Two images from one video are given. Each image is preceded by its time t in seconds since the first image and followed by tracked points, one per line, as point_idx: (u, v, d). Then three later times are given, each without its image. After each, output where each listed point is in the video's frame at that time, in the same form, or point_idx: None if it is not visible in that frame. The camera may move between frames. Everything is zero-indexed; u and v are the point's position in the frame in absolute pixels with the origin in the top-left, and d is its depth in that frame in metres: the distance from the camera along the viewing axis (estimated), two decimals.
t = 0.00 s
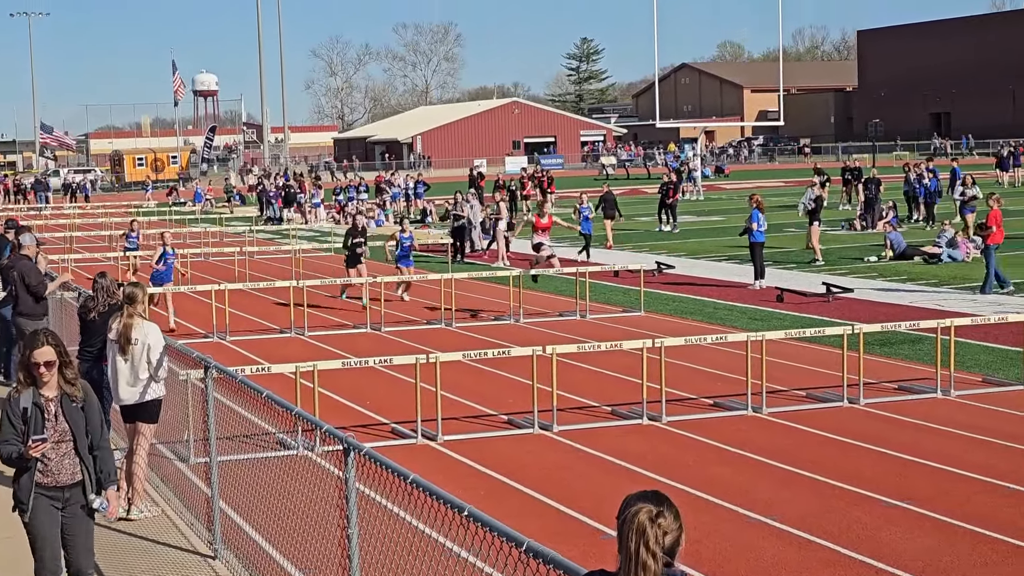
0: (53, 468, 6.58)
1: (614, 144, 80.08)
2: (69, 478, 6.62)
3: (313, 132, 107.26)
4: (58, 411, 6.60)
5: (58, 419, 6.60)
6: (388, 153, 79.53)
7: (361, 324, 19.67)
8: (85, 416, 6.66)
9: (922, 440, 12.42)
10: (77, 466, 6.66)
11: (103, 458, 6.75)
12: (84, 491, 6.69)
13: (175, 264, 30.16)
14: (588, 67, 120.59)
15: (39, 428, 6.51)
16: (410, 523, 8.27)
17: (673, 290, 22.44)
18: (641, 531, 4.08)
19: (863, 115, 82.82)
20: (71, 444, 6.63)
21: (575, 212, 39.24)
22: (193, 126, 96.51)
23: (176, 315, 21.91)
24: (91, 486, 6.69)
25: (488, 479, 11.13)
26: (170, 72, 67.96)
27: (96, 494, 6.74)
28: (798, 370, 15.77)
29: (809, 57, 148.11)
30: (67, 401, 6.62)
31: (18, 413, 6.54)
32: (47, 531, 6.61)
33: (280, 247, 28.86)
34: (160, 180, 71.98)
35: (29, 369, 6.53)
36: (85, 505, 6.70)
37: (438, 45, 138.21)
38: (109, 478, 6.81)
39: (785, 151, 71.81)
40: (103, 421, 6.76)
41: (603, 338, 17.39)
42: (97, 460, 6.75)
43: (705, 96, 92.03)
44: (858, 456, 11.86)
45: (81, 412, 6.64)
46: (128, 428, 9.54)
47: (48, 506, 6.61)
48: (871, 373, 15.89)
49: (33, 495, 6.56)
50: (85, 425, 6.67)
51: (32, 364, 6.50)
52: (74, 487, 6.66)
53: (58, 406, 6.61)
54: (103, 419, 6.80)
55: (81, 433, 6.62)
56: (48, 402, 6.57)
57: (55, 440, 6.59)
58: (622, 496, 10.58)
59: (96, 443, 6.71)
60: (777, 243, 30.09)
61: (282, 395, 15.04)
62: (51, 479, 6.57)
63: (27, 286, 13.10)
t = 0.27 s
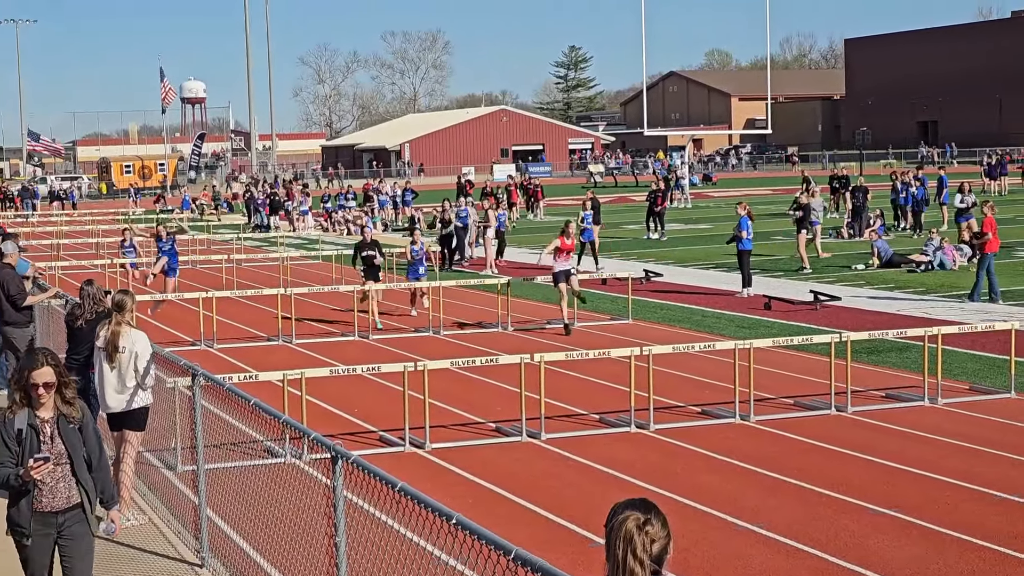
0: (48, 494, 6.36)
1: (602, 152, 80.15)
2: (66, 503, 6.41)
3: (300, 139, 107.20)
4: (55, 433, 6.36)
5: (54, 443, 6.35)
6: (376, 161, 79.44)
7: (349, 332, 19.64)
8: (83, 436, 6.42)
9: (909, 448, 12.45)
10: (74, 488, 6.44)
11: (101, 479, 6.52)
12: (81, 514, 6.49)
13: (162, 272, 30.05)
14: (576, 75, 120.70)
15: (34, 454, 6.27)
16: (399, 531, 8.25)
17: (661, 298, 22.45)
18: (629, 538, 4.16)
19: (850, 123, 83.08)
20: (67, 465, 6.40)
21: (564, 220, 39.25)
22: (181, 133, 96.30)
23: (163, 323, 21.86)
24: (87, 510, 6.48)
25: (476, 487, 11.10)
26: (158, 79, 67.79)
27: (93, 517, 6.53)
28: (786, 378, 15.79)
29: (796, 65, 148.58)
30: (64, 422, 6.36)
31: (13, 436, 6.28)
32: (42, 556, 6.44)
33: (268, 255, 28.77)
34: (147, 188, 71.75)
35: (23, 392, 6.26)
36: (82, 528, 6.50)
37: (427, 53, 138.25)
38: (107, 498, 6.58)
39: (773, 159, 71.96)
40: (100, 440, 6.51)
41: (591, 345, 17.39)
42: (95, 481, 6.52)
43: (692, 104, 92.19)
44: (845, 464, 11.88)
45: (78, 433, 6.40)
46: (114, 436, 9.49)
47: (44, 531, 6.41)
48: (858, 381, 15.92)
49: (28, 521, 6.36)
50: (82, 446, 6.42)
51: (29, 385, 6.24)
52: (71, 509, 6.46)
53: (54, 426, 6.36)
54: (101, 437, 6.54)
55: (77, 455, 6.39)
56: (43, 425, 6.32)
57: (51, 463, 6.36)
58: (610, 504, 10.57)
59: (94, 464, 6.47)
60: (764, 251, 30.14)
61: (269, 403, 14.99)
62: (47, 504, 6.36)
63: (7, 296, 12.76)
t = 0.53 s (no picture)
0: (47, 504, 6.20)
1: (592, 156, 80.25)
2: (65, 514, 6.23)
3: (290, 143, 107.15)
4: (55, 440, 6.20)
5: (55, 450, 6.20)
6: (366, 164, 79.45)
7: (339, 335, 19.66)
8: (85, 446, 6.26)
9: (899, 451, 12.48)
10: (74, 499, 6.27)
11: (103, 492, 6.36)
12: (81, 526, 6.31)
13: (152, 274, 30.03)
14: (566, 79, 120.77)
15: (32, 461, 6.13)
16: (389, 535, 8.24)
17: (651, 301, 22.51)
18: (619, 541, 4.17)
19: (840, 127, 83.28)
20: (67, 475, 6.22)
21: (553, 223, 39.32)
22: (170, 136, 96.19)
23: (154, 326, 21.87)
24: (86, 523, 6.30)
25: (466, 490, 11.11)
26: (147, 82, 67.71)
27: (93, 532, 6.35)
28: (775, 380, 15.83)
29: (787, 69, 148.95)
30: (66, 429, 6.22)
31: (12, 444, 6.16)
32: (40, 570, 6.26)
33: (257, 258, 28.76)
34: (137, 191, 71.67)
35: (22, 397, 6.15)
36: (81, 543, 6.32)
37: (417, 57, 138.36)
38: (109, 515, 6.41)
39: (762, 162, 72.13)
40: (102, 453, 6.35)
41: (580, 348, 17.43)
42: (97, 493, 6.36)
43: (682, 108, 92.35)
44: (835, 467, 11.90)
45: (78, 442, 6.24)
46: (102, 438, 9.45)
47: (40, 542, 6.25)
48: (848, 384, 15.96)
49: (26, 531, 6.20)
50: (83, 455, 6.27)
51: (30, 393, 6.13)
52: (72, 521, 6.29)
53: (55, 434, 6.21)
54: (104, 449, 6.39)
55: (78, 464, 6.22)
56: (43, 432, 6.18)
57: (51, 471, 6.18)
58: (599, 506, 10.59)
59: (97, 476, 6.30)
60: (754, 254, 30.22)
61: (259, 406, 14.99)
62: (45, 515, 6.20)
63: None
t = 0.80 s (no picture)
0: (46, 522, 6.06)
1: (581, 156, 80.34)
2: (62, 531, 6.12)
3: (280, 143, 107.02)
4: (50, 455, 6.03)
5: (51, 465, 6.03)
6: (356, 164, 79.37)
7: (329, 334, 19.63)
8: (80, 459, 6.10)
9: (889, 450, 12.50)
10: (70, 515, 6.14)
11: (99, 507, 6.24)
12: (78, 542, 6.20)
13: (141, 274, 29.99)
14: (557, 79, 120.78)
15: (27, 477, 5.96)
16: (379, 533, 8.23)
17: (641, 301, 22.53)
18: (609, 540, 4.18)
19: (829, 127, 83.45)
20: (62, 491, 6.07)
21: (543, 223, 39.33)
22: (160, 136, 96.02)
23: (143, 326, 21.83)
24: (83, 540, 6.20)
25: (456, 489, 11.10)
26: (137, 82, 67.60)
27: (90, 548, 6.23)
28: (765, 380, 15.85)
29: (776, 69, 149.23)
30: (61, 443, 6.04)
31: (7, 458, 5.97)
32: None
33: (247, 258, 28.73)
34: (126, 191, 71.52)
35: (16, 411, 5.95)
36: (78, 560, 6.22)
37: (408, 56, 138.21)
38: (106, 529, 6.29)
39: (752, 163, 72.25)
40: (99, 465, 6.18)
41: (570, 347, 17.43)
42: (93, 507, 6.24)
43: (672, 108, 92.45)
44: (824, 466, 11.93)
45: (74, 456, 6.08)
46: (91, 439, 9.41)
47: (36, 561, 6.11)
48: (839, 384, 15.98)
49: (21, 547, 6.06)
50: (79, 468, 6.10)
51: (23, 406, 5.93)
52: (68, 537, 6.16)
53: (50, 448, 6.03)
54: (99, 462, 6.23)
55: (74, 479, 6.06)
56: (38, 446, 6.00)
57: (48, 488, 6.02)
58: (589, 506, 10.59)
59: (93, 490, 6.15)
60: (744, 254, 30.26)
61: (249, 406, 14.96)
62: (43, 532, 6.07)
63: None
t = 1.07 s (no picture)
0: (37, 532, 5.88)
1: (570, 155, 80.34)
2: (55, 543, 5.93)
3: (267, 141, 106.87)
4: (40, 463, 5.87)
5: (41, 473, 5.87)
6: (344, 163, 79.22)
7: (316, 333, 19.58)
8: (71, 468, 5.95)
9: (876, 449, 12.53)
10: (62, 526, 5.96)
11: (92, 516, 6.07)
12: (71, 554, 6.00)
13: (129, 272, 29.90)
14: (545, 78, 120.81)
15: (16, 487, 5.80)
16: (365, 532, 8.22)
17: (628, 300, 22.52)
18: (597, 539, 4.17)
19: (817, 127, 83.66)
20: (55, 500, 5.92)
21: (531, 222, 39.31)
22: (147, 135, 95.72)
23: (129, 325, 21.74)
24: (77, 550, 6.00)
25: (444, 488, 11.08)
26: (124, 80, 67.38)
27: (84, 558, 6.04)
28: (753, 379, 15.86)
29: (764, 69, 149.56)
30: (50, 449, 5.88)
31: None
32: None
33: (235, 257, 28.65)
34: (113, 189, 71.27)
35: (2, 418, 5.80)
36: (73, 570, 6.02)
37: (396, 55, 138.05)
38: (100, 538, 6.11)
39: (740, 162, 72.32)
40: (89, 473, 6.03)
41: (558, 347, 17.41)
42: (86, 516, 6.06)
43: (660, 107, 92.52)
44: (813, 465, 11.94)
45: (65, 463, 5.92)
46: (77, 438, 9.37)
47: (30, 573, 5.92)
48: (826, 383, 16.00)
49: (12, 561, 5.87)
50: (70, 476, 5.96)
51: (10, 415, 5.78)
52: (61, 550, 5.98)
53: (39, 455, 5.88)
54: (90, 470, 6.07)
55: (67, 487, 5.92)
56: (26, 454, 5.85)
57: (40, 496, 5.87)
58: (577, 505, 10.57)
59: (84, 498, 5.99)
60: (732, 253, 30.28)
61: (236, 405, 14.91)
62: (34, 543, 5.88)
63: None
